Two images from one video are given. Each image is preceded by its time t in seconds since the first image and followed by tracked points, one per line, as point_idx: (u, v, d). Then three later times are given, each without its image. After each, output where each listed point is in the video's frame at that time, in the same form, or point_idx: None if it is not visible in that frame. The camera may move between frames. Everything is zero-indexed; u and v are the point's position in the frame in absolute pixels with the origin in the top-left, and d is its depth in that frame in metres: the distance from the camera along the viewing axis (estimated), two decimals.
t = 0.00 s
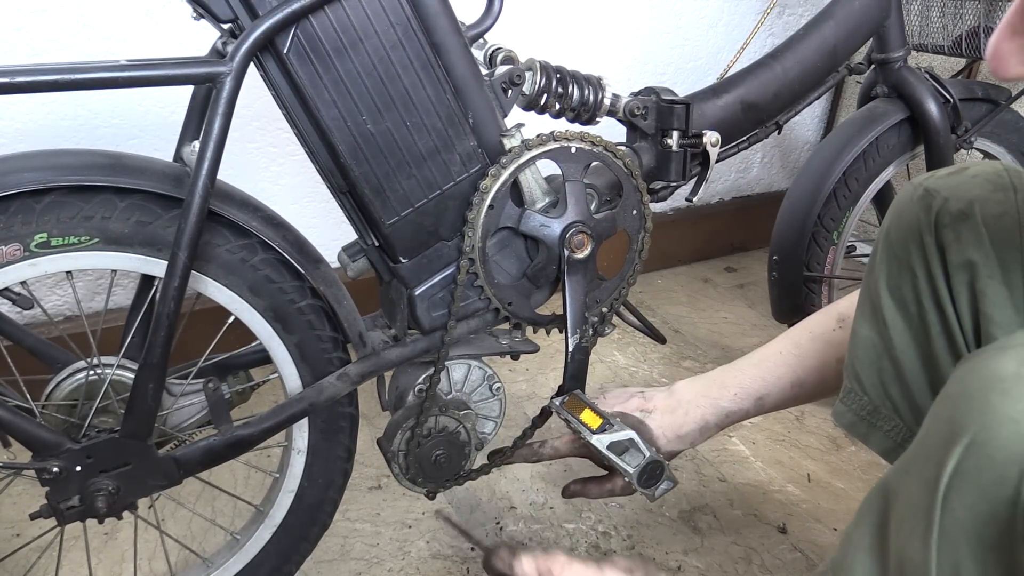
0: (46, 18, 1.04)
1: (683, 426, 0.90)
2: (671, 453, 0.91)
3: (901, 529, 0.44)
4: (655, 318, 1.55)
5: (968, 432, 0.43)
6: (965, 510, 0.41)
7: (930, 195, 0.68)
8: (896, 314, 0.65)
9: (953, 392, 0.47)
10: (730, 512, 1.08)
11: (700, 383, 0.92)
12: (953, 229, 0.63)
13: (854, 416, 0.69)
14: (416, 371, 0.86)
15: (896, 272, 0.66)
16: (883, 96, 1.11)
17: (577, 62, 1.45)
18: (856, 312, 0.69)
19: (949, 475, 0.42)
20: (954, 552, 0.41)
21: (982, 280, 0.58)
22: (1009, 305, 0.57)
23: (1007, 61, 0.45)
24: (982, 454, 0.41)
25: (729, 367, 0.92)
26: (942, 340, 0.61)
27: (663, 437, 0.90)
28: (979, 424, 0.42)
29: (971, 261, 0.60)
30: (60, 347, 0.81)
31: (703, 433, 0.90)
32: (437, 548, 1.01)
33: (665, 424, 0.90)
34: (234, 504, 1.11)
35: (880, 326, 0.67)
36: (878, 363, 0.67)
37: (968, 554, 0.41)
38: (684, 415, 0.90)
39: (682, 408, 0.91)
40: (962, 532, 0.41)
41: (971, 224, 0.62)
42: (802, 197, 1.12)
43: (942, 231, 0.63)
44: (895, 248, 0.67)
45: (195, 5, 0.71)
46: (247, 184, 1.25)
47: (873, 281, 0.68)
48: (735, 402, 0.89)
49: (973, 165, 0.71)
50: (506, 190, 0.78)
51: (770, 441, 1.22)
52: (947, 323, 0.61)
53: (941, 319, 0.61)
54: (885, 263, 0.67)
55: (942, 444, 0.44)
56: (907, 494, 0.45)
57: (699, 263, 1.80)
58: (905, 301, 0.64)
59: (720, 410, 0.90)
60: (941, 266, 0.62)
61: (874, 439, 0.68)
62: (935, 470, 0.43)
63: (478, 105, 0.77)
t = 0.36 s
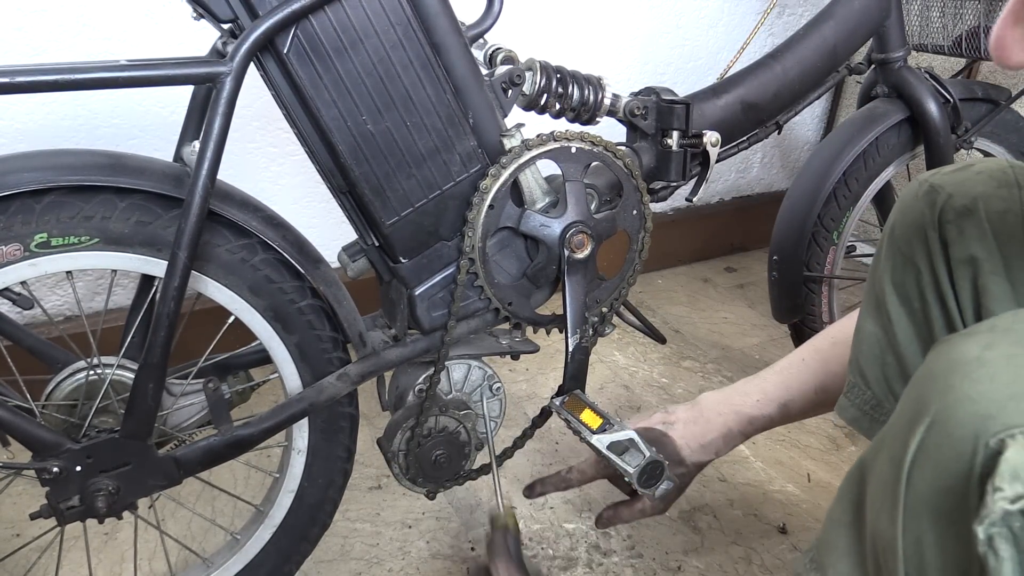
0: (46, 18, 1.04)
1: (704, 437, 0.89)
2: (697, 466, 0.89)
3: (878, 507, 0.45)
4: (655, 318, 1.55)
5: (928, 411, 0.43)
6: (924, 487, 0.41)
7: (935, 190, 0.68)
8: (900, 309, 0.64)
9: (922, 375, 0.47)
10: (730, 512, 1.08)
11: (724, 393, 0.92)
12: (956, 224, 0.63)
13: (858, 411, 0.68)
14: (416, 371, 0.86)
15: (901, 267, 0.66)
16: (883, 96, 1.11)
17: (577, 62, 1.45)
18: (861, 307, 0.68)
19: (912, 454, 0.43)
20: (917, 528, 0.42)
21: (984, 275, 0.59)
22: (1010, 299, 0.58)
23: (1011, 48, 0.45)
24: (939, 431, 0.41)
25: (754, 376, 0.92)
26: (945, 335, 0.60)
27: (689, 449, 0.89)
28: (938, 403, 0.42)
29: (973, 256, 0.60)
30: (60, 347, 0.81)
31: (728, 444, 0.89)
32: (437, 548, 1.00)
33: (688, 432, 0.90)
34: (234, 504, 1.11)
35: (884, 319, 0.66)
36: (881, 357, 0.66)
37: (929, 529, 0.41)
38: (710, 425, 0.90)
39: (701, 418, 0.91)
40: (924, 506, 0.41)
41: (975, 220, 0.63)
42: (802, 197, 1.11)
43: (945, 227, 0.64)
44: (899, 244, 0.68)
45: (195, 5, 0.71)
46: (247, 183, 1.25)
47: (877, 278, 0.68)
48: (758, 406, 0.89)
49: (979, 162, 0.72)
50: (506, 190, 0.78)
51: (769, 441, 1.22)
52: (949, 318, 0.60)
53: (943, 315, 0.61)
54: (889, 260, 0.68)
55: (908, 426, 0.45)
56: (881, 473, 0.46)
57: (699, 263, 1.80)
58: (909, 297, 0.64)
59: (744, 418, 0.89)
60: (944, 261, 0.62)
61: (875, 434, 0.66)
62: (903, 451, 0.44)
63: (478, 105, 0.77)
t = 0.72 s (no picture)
0: (46, 18, 1.04)
1: (704, 430, 0.89)
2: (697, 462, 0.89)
3: (876, 511, 0.45)
4: (655, 318, 1.55)
5: (927, 415, 0.43)
6: (924, 491, 0.41)
7: (935, 190, 0.68)
8: (901, 309, 0.64)
9: (919, 377, 0.47)
10: (730, 512, 1.08)
11: (724, 389, 0.92)
12: (957, 223, 0.63)
13: (858, 411, 0.67)
14: (416, 371, 0.86)
15: (901, 266, 0.66)
16: (883, 96, 1.11)
17: (577, 62, 1.45)
18: (861, 307, 0.68)
19: (911, 458, 0.43)
20: (916, 532, 0.42)
21: (984, 275, 0.59)
22: (1011, 298, 0.58)
23: (1005, 64, 0.45)
24: (938, 436, 0.41)
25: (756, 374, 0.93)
26: (946, 334, 0.60)
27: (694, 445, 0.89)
28: (937, 407, 0.42)
29: (974, 256, 0.60)
30: (59, 347, 0.81)
31: (727, 440, 0.89)
32: (437, 548, 1.00)
33: (688, 427, 0.90)
34: (234, 504, 1.11)
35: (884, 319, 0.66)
36: (882, 357, 0.66)
37: (930, 534, 0.41)
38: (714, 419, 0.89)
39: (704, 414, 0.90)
40: (924, 511, 0.41)
41: (975, 219, 0.63)
42: (801, 198, 1.11)
43: (946, 226, 0.64)
44: (899, 244, 0.67)
45: (195, 5, 0.71)
46: (247, 183, 1.25)
47: (877, 277, 0.68)
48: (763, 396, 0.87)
49: (979, 161, 0.72)
50: (507, 190, 0.78)
51: (770, 441, 1.22)
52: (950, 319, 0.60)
53: (944, 314, 0.61)
54: (890, 260, 0.68)
55: (906, 429, 0.45)
56: (880, 475, 0.46)
57: (699, 262, 1.80)
58: (909, 296, 0.64)
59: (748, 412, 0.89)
60: (945, 260, 0.62)
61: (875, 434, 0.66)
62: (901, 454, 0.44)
63: (478, 105, 0.77)
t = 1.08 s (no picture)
0: (47, 18, 1.04)
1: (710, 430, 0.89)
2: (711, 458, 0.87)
3: (872, 513, 0.44)
4: (655, 318, 1.55)
5: (925, 415, 0.41)
6: (922, 492, 0.40)
7: (938, 188, 0.68)
8: (903, 307, 0.64)
9: (917, 377, 0.45)
10: (730, 512, 1.08)
11: (735, 382, 0.91)
12: (959, 221, 0.63)
13: (861, 408, 0.67)
14: (416, 370, 0.85)
15: (904, 265, 0.66)
16: (883, 96, 1.11)
17: (577, 62, 1.45)
18: (864, 305, 0.68)
19: (909, 459, 0.41)
20: (913, 533, 0.40)
21: (986, 272, 0.59)
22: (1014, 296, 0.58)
23: (1001, 52, 0.44)
24: (936, 436, 0.40)
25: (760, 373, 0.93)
26: (949, 332, 0.60)
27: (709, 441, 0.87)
28: (936, 407, 0.41)
29: (976, 253, 0.60)
30: (59, 347, 0.81)
31: (740, 433, 0.88)
32: (437, 548, 1.00)
33: (699, 424, 0.89)
34: (234, 504, 1.11)
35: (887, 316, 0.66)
36: (885, 355, 0.66)
37: (927, 536, 0.40)
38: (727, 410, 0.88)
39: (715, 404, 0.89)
40: (920, 511, 0.40)
41: (978, 217, 0.63)
42: (802, 198, 1.11)
43: (948, 224, 0.64)
44: (902, 242, 0.68)
45: (195, 5, 0.71)
46: (247, 183, 1.25)
47: (881, 276, 0.68)
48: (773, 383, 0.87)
49: (983, 159, 0.72)
50: (507, 190, 0.78)
51: (770, 441, 1.22)
52: (952, 318, 0.60)
53: (947, 313, 0.61)
54: (893, 258, 0.68)
55: (904, 429, 0.43)
56: (878, 476, 0.44)
57: (700, 263, 1.81)
58: (911, 294, 0.64)
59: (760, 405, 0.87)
60: (947, 258, 0.62)
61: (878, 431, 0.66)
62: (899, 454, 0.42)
63: (478, 106, 0.77)
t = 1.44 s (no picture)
0: (47, 18, 1.04)
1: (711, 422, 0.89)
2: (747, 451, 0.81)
3: (857, 497, 0.44)
4: (655, 318, 1.55)
5: (906, 401, 0.41)
6: (901, 474, 0.40)
7: (950, 180, 0.68)
8: (916, 299, 0.65)
9: (901, 367, 0.45)
10: (730, 512, 1.08)
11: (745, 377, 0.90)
12: (970, 213, 0.63)
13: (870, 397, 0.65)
14: (416, 370, 0.85)
15: (916, 258, 0.66)
16: (883, 96, 1.11)
17: (577, 62, 1.45)
18: (876, 298, 0.69)
19: (890, 443, 0.41)
20: (892, 514, 0.41)
21: (994, 263, 0.58)
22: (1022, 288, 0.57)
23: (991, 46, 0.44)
24: (914, 421, 0.40)
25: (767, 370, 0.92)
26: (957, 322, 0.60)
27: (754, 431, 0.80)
28: (915, 393, 0.41)
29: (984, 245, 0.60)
30: (60, 347, 0.81)
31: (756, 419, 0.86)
32: (437, 548, 1.00)
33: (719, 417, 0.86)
34: (234, 504, 1.11)
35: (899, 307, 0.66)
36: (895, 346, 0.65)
37: (905, 517, 0.40)
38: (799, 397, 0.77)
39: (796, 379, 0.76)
40: (897, 492, 0.40)
41: (988, 209, 0.63)
42: (804, 196, 1.11)
43: (959, 215, 0.64)
44: (914, 235, 0.68)
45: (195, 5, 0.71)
46: (248, 183, 1.25)
47: (894, 270, 0.69)
48: (852, 359, 0.76)
49: (997, 154, 0.71)
50: (507, 190, 0.78)
51: (770, 441, 1.22)
52: (960, 308, 0.60)
53: (956, 304, 0.61)
54: (905, 252, 0.68)
55: (887, 414, 0.43)
56: (863, 460, 0.45)
57: (700, 263, 1.81)
58: (922, 286, 0.65)
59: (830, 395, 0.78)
60: (957, 250, 0.62)
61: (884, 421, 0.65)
62: (882, 438, 0.43)
63: (478, 105, 0.77)
